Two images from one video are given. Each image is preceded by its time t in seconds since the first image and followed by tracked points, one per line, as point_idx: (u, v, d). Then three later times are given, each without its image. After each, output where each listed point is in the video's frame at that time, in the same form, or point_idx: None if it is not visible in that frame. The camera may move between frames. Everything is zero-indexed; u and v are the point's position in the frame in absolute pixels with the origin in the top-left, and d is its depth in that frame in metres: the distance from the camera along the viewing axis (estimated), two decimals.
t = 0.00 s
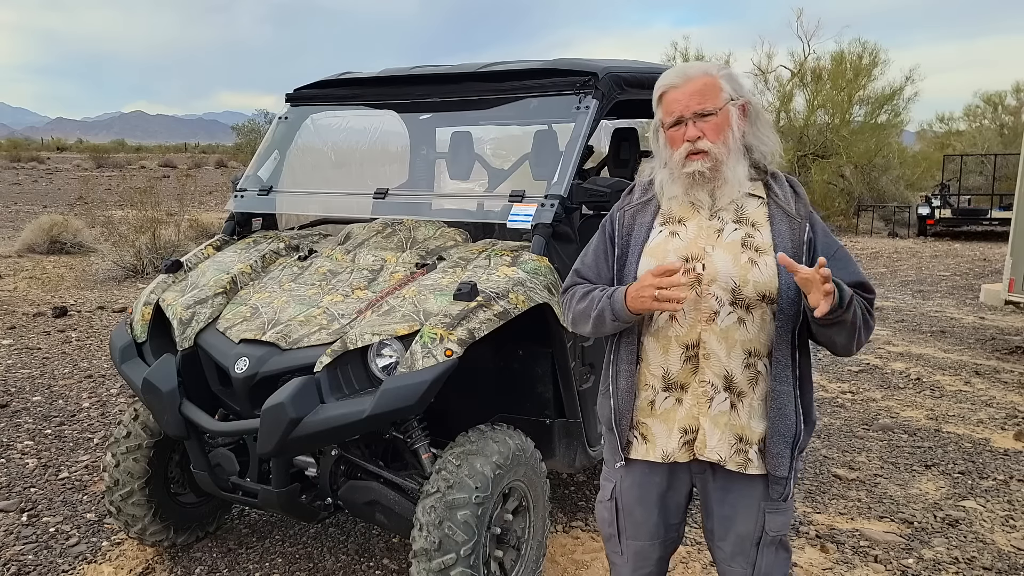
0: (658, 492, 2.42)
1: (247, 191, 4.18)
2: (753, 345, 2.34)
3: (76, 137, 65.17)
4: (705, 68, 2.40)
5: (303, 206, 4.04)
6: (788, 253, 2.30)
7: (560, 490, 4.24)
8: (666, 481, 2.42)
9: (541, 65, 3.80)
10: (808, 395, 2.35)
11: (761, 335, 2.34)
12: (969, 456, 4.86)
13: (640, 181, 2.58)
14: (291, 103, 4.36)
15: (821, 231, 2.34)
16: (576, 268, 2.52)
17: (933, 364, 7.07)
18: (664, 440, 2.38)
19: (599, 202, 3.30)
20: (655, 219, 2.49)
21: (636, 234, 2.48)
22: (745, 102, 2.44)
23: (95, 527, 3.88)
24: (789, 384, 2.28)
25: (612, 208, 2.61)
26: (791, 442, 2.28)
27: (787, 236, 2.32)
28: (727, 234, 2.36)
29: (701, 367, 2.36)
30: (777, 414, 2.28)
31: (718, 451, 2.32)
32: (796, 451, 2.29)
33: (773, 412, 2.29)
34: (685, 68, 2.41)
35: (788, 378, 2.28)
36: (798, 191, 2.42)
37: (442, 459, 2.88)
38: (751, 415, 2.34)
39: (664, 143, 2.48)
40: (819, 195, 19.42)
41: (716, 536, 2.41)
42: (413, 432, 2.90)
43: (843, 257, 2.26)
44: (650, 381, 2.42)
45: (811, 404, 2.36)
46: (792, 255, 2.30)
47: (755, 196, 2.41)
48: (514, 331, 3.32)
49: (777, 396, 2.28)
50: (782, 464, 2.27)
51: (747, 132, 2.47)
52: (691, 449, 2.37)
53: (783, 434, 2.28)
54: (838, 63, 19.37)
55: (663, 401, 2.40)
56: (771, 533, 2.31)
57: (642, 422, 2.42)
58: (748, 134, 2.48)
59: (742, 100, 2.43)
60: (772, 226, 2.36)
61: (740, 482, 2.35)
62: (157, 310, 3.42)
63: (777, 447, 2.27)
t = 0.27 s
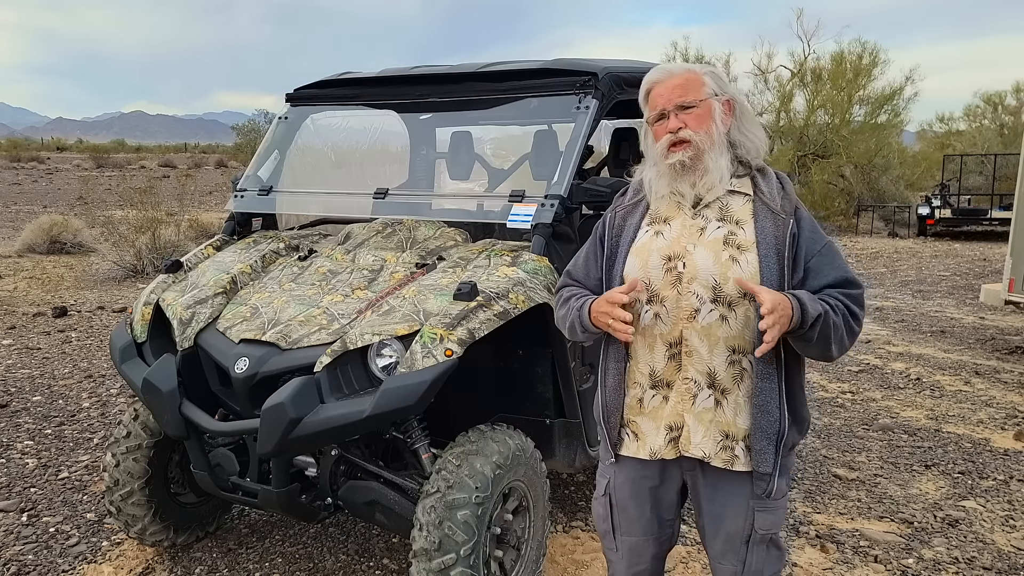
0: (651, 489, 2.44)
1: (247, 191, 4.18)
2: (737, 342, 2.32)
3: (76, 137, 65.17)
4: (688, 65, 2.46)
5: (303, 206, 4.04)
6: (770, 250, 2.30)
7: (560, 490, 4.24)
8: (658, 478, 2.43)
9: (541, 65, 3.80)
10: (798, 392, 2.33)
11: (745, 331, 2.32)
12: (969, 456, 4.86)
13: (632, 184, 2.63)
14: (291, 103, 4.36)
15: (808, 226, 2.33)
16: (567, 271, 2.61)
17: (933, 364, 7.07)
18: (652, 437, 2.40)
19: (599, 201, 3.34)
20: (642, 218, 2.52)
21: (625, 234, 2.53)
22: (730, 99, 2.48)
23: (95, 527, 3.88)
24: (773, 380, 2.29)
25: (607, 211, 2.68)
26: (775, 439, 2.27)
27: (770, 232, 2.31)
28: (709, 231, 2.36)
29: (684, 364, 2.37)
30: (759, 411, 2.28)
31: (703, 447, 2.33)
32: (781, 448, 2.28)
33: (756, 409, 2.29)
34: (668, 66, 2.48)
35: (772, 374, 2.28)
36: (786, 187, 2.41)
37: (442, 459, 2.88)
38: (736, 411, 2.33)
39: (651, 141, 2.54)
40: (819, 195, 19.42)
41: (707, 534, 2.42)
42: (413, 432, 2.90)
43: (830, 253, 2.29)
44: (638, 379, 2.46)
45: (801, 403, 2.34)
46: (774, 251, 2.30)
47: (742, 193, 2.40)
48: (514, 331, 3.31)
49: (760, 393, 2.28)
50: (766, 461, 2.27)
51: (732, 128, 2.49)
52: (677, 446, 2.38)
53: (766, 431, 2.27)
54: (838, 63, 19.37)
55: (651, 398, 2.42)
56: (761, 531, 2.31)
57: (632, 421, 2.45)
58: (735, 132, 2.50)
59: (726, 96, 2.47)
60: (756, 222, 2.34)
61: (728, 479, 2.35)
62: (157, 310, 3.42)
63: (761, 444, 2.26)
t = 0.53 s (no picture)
0: (646, 485, 2.48)
1: (247, 191, 4.18)
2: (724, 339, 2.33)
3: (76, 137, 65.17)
4: (687, 66, 2.45)
5: (303, 206, 4.04)
6: (754, 246, 2.29)
7: (560, 490, 4.24)
8: (654, 475, 2.47)
9: (541, 65, 3.80)
10: (786, 391, 2.29)
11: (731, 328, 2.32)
12: (969, 456, 4.86)
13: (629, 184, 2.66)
14: (291, 103, 4.36)
15: (795, 222, 2.30)
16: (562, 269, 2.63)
17: (933, 364, 7.07)
18: (641, 434, 2.43)
19: (599, 200, 3.37)
20: (636, 218, 2.56)
21: (619, 233, 2.57)
22: (727, 101, 2.48)
23: (95, 527, 3.88)
24: (757, 377, 2.26)
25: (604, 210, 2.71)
26: (757, 436, 2.25)
27: (755, 229, 2.31)
28: (697, 229, 2.38)
29: (672, 361, 2.40)
30: (740, 408, 2.26)
31: (691, 444, 2.34)
32: (763, 445, 2.26)
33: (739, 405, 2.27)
34: (668, 66, 2.46)
35: (755, 371, 2.26)
36: (776, 183, 2.41)
37: (442, 459, 2.88)
38: (724, 408, 2.34)
39: (647, 141, 2.54)
40: (819, 195, 19.41)
41: (701, 530, 2.43)
42: (413, 432, 2.90)
43: (812, 248, 2.25)
44: (629, 376, 2.49)
45: (790, 401, 2.30)
46: (758, 248, 2.29)
47: (733, 192, 2.41)
48: (514, 332, 3.29)
49: (743, 391, 2.26)
50: (747, 458, 2.25)
51: (729, 130, 2.49)
52: (666, 442, 2.40)
53: (747, 428, 2.25)
54: (838, 63, 19.36)
55: (641, 395, 2.46)
56: (753, 529, 2.30)
57: (623, 418, 2.49)
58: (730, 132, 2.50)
59: (723, 98, 2.47)
60: (743, 220, 2.35)
61: (718, 476, 2.36)
62: (157, 309, 3.42)
63: (743, 441, 2.25)
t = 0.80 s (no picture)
0: (645, 482, 2.48)
1: (247, 191, 4.18)
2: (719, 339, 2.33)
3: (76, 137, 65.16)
4: (691, 66, 2.45)
5: (303, 206, 4.04)
6: (750, 247, 2.29)
7: (559, 490, 4.24)
8: (651, 472, 2.47)
9: (541, 65, 3.80)
10: (781, 390, 2.29)
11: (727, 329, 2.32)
12: (969, 456, 4.86)
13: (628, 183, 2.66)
14: (291, 103, 4.36)
15: (791, 223, 2.30)
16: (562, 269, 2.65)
17: (933, 364, 7.07)
18: (638, 433, 2.44)
19: (598, 200, 3.40)
20: (634, 218, 2.56)
21: (617, 234, 2.57)
22: (728, 102, 2.49)
23: (95, 527, 3.88)
24: (751, 376, 2.26)
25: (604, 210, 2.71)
26: (751, 434, 2.25)
27: (751, 230, 2.31)
28: (693, 230, 2.38)
29: (667, 361, 2.40)
30: (734, 407, 2.26)
31: (687, 443, 2.35)
32: (757, 443, 2.26)
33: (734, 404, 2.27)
34: (672, 64, 2.45)
35: (749, 370, 2.26)
36: (773, 184, 2.42)
37: (442, 459, 2.88)
38: (719, 408, 2.34)
39: (648, 139, 2.53)
40: (819, 195, 19.41)
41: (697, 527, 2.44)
42: (413, 432, 2.90)
43: (807, 249, 2.26)
44: (626, 375, 2.50)
45: (784, 401, 2.30)
46: (754, 248, 2.29)
47: (730, 193, 2.41)
48: (514, 332, 3.29)
49: (738, 390, 2.26)
50: (742, 456, 2.25)
51: (728, 131, 2.50)
52: (662, 442, 2.41)
53: (741, 427, 2.25)
54: (838, 63, 19.36)
55: (638, 395, 2.46)
56: (748, 526, 2.31)
57: (620, 416, 2.49)
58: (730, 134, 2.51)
59: (724, 100, 2.48)
60: (739, 220, 2.35)
61: (714, 474, 2.36)
62: (157, 309, 3.42)
63: (737, 441, 2.25)
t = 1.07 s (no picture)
0: (644, 481, 2.48)
1: (247, 191, 4.18)
2: (718, 340, 2.33)
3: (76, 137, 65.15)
4: (689, 66, 2.45)
5: (303, 206, 4.04)
6: (749, 247, 2.29)
7: (560, 490, 4.24)
8: (651, 470, 2.47)
9: (541, 65, 3.80)
10: (779, 390, 2.29)
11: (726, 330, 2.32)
12: (969, 456, 4.86)
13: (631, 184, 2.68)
14: (291, 103, 4.36)
15: (793, 224, 2.30)
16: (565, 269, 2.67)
17: (933, 364, 7.07)
18: (637, 432, 2.44)
19: (598, 201, 3.35)
20: (635, 219, 2.57)
21: (619, 234, 2.59)
22: (728, 102, 2.48)
23: (95, 527, 3.88)
24: (749, 377, 2.26)
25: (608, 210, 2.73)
26: (750, 434, 2.25)
27: (750, 230, 2.31)
28: (693, 231, 2.39)
29: (666, 361, 2.40)
30: (733, 407, 2.26)
31: (685, 443, 2.35)
32: (756, 443, 2.26)
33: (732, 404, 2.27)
34: (670, 65, 2.45)
35: (748, 370, 2.26)
36: (774, 184, 2.40)
37: (443, 459, 2.88)
38: (718, 408, 2.34)
39: (648, 141, 2.54)
40: (819, 195, 19.41)
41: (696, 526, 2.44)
42: (413, 432, 2.90)
43: (805, 249, 2.25)
44: (626, 375, 2.50)
45: (784, 401, 2.29)
46: (753, 249, 2.29)
47: (730, 194, 2.41)
48: (514, 332, 3.30)
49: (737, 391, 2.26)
50: (740, 456, 2.25)
51: (728, 132, 2.49)
52: (661, 442, 2.40)
53: (740, 427, 2.25)
54: (838, 63, 19.37)
55: (637, 394, 2.46)
56: (747, 525, 2.31)
57: (619, 415, 2.50)
58: (730, 134, 2.50)
59: (724, 100, 2.47)
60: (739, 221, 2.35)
61: (713, 473, 2.36)
62: (157, 309, 3.42)
63: (736, 440, 2.25)
